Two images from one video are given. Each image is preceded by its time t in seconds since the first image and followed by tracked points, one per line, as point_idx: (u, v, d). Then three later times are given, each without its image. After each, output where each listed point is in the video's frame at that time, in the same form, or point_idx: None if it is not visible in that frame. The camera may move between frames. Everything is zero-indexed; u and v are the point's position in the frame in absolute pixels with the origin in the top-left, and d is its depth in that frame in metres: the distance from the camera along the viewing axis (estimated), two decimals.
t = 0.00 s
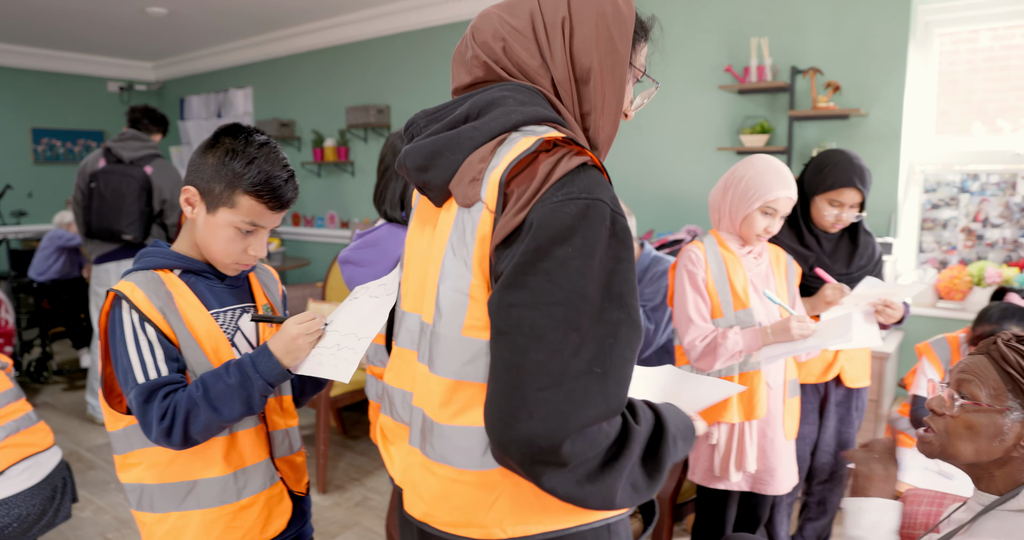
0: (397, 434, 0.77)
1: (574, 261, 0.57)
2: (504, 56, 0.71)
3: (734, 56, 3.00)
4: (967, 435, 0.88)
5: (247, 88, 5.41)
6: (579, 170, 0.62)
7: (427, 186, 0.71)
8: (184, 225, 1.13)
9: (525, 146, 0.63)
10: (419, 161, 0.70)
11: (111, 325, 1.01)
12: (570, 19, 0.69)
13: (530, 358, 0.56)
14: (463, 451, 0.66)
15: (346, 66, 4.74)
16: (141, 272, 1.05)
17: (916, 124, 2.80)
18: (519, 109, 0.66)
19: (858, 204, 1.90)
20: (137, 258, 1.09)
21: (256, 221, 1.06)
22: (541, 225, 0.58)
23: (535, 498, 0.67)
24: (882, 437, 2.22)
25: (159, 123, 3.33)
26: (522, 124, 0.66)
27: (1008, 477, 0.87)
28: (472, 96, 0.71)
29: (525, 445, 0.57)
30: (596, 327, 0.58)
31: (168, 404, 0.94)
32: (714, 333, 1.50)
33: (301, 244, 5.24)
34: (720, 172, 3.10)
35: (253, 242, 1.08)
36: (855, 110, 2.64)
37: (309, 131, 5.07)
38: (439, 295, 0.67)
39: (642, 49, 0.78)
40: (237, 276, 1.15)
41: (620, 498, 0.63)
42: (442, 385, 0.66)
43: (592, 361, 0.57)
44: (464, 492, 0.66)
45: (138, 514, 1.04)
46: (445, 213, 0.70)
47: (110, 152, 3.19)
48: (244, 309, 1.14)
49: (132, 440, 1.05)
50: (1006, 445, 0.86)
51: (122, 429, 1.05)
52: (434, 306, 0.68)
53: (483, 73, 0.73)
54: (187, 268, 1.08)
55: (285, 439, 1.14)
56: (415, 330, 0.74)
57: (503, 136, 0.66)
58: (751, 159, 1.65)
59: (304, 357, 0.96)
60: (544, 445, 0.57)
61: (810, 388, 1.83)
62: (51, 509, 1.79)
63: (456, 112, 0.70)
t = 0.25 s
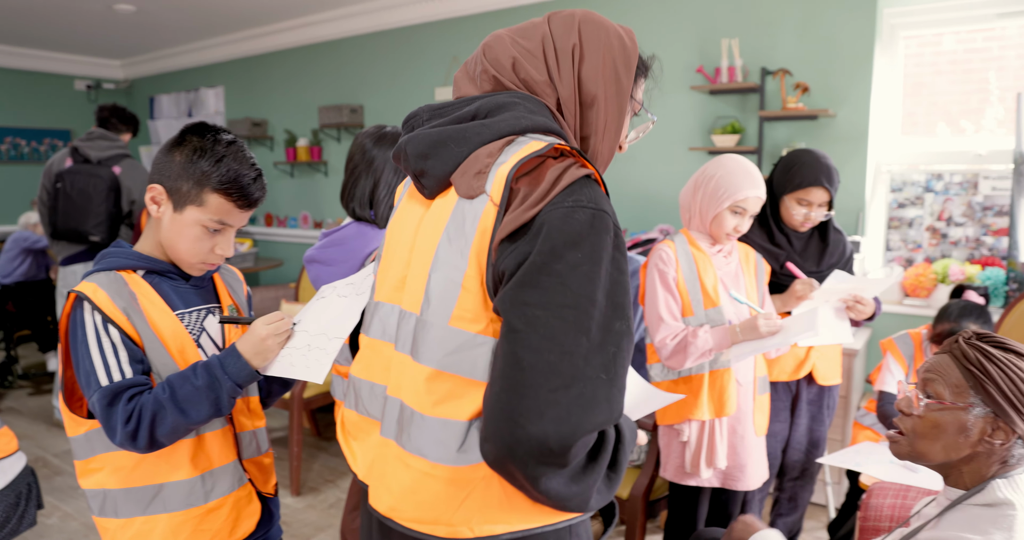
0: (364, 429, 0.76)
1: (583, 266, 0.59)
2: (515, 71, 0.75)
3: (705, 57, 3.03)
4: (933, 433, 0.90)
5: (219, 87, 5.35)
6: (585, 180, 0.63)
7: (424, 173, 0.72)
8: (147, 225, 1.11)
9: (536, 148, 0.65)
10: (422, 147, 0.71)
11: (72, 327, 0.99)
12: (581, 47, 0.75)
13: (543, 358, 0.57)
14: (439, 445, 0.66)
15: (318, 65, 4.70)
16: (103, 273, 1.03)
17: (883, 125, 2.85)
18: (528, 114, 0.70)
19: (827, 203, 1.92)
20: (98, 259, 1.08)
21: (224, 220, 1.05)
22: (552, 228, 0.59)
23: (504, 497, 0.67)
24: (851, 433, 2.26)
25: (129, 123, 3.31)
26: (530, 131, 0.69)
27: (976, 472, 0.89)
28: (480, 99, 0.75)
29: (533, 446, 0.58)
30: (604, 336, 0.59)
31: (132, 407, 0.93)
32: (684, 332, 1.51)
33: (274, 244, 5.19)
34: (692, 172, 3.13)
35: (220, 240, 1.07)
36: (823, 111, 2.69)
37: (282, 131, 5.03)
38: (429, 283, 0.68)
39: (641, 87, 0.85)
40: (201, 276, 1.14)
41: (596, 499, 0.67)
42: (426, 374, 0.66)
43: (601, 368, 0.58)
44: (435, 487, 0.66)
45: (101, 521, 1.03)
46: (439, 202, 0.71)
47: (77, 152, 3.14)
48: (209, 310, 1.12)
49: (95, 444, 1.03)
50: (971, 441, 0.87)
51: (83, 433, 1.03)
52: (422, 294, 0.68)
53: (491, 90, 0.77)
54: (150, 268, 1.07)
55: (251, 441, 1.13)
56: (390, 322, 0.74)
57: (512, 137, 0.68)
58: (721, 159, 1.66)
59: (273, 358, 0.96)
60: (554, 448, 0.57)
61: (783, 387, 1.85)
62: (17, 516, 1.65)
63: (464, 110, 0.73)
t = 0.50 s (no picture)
0: (339, 429, 0.76)
1: (572, 271, 0.59)
2: (505, 76, 0.76)
3: (678, 58, 3.06)
4: (887, 429, 0.93)
5: (191, 86, 5.29)
6: (572, 186, 0.64)
7: (408, 171, 0.71)
8: (107, 226, 1.09)
9: (524, 150, 0.66)
10: (408, 145, 0.71)
11: (33, 330, 0.98)
12: (569, 59, 0.77)
13: (536, 362, 0.57)
14: (424, 445, 0.66)
15: (292, 65, 4.66)
16: (65, 274, 1.01)
17: (852, 125, 2.89)
18: (517, 119, 0.70)
19: (797, 201, 1.94)
20: (59, 261, 1.06)
21: (186, 219, 1.04)
22: (542, 233, 0.59)
23: (489, 500, 0.67)
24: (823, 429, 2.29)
25: (99, 122, 3.26)
26: (518, 135, 0.69)
27: (933, 465, 0.91)
28: (468, 100, 0.75)
29: (527, 448, 0.58)
30: (594, 339, 0.60)
31: (97, 410, 0.92)
32: (656, 331, 1.53)
33: (247, 245, 5.14)
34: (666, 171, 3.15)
35: (183, 240, 1.05)
36: (793, 112, 2.72)
37: (255, 131, 4.98)
38: (415, 281, 0.67)
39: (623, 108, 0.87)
40: (167, 277, 1.13)
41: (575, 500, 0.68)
42: (412, 373, 0.66)
43: (591, 371, 0.59)
44: (420, 488, 0.66)
45: (66, 527, 1.00)
46: (422, 201, 0.71)
47: (45, 152, 3.08)
48: (174, 310, 1.11)
49: (60, 449, 1.01)
50: (923, 435, 0.90)
51: (47, 438, 1.02)
52: (407, 292, 0.68)
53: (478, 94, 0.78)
54: (113, 269, 1.05)
55: (221, 442, 1.12)
56: (369, 320, 0.73)
57: (501, 139, 0.68)
58: (691, 158, 1.68)
59: (240, 358, 0.95)
60: (548, 452, 0.58)
61: (757, 385, 1.87)
62: None
63: (452, 110, 0.74)
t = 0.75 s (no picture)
0: (314, 432, 0.75)
1: (550, 271, 0.59)
2: (480, 74, 0.75)
3: (653, 58, 3.08)
4: (853, 421, 0.96)
5: (163, 85, 5.23)
6: (549, 186, 0.65)
7: (382, 170, 0.71)
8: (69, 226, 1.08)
9: (501, 151, 0.66)
10: (382, 144, 0.70)
11: None
12: (545, 60, 0.77)
13: (516, 363, 0.57)
14: (403, 447, 0.65)
15: (266, 64, 4.63)
16: (26, 275, 1.00)
17: (824, 126, 2.93)
18: (492, 119, 0.70)
19: (767, 199, 1.95)
20: (21, 261, 1.04)
21: (149, 219, 1.03)
22: (520, 234, 0.60)
23: (469, 502, 0.67)
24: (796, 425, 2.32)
25: (68, 121, 3.21)
26: (492, 135, 0.69)
27: (898, 456, 0.94)
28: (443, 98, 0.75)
29: (509, 450, 0.58)
30: (574, 338, 0.60)
31: (60, 411, 0.91)
32: (629, 329, 1.53)
33: (221, 246, 5.08)
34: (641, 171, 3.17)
35: (147, 240, 1.04)
36: (766, 112, 2.75)
37: (230, 130, 4.93)
38: (392, 282, 0.67)
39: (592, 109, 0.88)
40: (133, 276, 1.11)
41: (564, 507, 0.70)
42: (390, 375, 0.66)
43: (571, 371, 0.59)
44: (400, 491, 0.65)
45: (32, 530, 0.99)
46: (397, 201, 0.71)
47: (12, 151, 3.03)
48: (140, 311, 1.10)
49: (24, 453, 0.99)
50: (888, 427, 0.93)
51: (11, 442, 1.00)
52: (384, 294, 0.68)
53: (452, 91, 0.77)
54: (76, 270, 1.03)
55: (190, 442, 1.12)
56: (343, 321, 0.73)
57: (476, 140, 0.69)
58: (663, 158, 1.69)
59: (206, 357, 0.95)
60: (530, 455, 0.57)
61: (732, 383, 1.89)
62: None
63: (427, 108, 0.73)
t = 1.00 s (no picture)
0: (289, 435, 0.75)
1: (526, 274, 0.60)
2: (456, 74, 0.75)
3: (629, 59, 3.10)
4: (829, 415, 0.97)
5: (136, 84, 5.16)
6: (523, 188, 0.65)
7: (357, 171, 0.71)
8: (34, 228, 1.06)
9: (476, 152, 0.66)
10: (357, 145, 0.70)
11: None
12: (519, 61, 0.77)
13: (491, 366, 0.57)
14: (380, 449, 0.65)
15: (242, 63, 4.58)
16: None
17: (797, 126, 2.96)
18: (467, 119, 0.70)
19: (740, 197, 1.97)
20: None
21: (116, 220, 1.02)
22: (496, 235, 0.60)
23: (447, 502, 0.67)
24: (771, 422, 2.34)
25: (38, 120, 3.16)
26: (467, 136, 0.70)
27: (870, 451, 0.95)
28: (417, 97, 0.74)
29: (482, 452, 0.58)
30: (548, 339, 0.60)
31: (28, 415, 0.89)
32: (605, 327, 1.54)
33: (196, 247, 5.03)
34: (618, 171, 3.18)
35: (115, 241, 1.03)
36: (741, 112, 2.78)
37: (204, 129, 4.88)
38: (367, 284, 0.67)
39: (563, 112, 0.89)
40: (102, 278, 1.09)
41: (540, 503, 0.69)
42: (366, 377, 0.65)
43: (545, 372, 0.60)
44: (378, 492, 0.65)
45: None
46: (371, 202, 0.71)
47: None
48: (109, 312, 1.08)
49: None
50: (862, 420, 0.94)
51: None
52: (359, 295, 0.67)
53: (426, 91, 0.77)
54: (43, 271, 1.01)
55: (162, 444, 1.11)
56: (317, 323, 0.73)
57: (451, 141, 0.69)
58: (638, 158, 1.70)
59: (178, 358, 0.95)
60: (504, 455, 0.58)
61: (707, 381, 1.90)
62: None
63: (402, 107, 0.73)
